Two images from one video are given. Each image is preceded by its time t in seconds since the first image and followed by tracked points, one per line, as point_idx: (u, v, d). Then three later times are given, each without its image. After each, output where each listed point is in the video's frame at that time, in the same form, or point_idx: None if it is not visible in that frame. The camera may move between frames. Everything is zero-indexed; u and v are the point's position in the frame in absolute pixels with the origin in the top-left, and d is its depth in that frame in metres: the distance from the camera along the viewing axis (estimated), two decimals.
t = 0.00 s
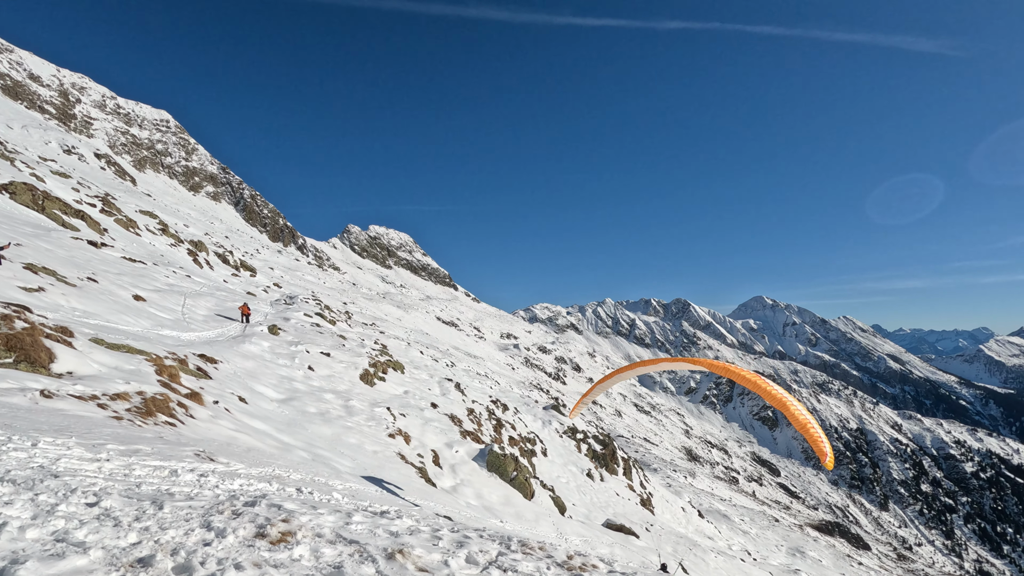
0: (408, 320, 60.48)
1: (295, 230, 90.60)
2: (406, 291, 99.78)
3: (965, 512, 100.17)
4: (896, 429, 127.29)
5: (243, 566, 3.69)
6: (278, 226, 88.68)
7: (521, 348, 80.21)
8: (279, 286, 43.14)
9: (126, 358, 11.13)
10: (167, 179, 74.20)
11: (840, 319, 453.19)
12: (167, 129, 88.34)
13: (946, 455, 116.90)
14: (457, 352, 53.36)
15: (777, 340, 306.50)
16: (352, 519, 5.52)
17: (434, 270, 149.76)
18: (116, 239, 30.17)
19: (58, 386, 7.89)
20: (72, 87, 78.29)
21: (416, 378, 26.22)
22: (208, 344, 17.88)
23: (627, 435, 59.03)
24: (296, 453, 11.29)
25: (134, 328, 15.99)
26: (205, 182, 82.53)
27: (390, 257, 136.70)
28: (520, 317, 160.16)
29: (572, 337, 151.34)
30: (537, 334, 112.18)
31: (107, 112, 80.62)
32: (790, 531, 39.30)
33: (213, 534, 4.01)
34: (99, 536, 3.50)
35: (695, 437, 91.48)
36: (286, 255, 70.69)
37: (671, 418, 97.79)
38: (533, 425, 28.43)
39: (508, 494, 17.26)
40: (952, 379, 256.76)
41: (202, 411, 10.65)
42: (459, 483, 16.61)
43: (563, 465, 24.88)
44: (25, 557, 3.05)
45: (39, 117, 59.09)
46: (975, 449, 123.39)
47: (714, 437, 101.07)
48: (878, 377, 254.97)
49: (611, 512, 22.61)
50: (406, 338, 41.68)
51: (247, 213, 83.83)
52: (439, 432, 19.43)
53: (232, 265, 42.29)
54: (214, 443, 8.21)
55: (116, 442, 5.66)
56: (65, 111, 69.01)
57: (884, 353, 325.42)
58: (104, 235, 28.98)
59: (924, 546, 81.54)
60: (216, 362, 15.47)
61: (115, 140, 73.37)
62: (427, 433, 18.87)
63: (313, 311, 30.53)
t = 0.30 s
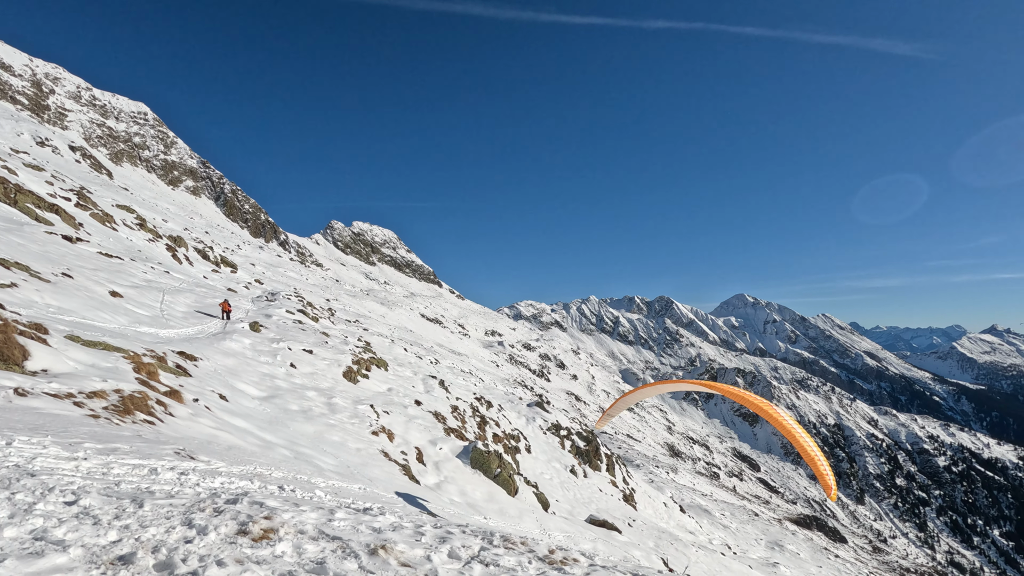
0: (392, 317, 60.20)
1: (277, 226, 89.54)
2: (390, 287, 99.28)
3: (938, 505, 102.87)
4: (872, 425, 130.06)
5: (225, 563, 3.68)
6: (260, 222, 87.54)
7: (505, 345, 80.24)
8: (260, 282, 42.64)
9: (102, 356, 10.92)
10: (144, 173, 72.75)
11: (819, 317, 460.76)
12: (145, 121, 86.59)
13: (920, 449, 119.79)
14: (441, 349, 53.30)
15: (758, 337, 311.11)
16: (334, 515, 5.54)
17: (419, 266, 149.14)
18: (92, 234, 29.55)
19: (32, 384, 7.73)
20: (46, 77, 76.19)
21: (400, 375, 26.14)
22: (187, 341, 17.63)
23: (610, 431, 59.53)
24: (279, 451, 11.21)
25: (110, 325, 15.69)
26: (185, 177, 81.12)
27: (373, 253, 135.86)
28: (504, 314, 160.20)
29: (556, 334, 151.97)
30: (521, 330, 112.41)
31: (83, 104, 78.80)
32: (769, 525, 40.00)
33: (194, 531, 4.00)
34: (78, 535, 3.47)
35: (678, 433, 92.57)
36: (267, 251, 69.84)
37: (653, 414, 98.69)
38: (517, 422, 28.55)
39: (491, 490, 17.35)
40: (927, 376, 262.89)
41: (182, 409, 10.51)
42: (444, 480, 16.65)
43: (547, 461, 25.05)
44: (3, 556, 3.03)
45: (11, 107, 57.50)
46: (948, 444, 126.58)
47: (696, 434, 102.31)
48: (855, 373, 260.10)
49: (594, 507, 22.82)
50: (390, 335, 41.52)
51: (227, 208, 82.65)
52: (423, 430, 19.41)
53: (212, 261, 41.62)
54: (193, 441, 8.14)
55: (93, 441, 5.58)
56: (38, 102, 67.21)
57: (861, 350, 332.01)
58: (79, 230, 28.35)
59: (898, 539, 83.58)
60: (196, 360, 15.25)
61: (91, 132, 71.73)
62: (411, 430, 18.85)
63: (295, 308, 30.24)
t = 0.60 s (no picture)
0: (380, 309, 60.00)
1: (263, 216, 88.53)
2: (378, 279, 98.83)
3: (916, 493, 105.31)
4: (854, 415, 132.49)
5: (216, 553, 3.71)
6: (245, 213, 86.48)
7: (493, 337, 80.34)
8: (245, 274, 42.22)
9: (85, 348, 10.80)
10: (125, 161, 71.43)
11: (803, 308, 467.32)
12: (125, 109, 84.89)
13: (900, 439, 122.24)
14: (429, 341, 53.25)
15: (743, 329, 314.64)
16: (323, 507, 5.57)
17: (406, 258, 148.42)
18: (73, 224, 29.04)
19: (14, 377, 7.65)
20: (22, 62, 74.18)
21: (388, 367, 26.11)
22: (172, 333, 17.47)
23: (597, 422, 60.07)
24: (266, 443, 11.19)
25: (93, 317, 15.50)
26: (167, 166, 79.80)
27: (360, 244, 134.90)
28: (492, 306, 160.23)
29: (544, 326, 152.51)
30: (509, 322, 112.56)
31: (62, 91, 77.05)
32: (752, 513, 40.73)
33: (186, 524, 4.01)
34: (67, 528, 3.47)
35: (664, 423, 93.63)
36: (253, 242, 69.06)
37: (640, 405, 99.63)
38: (505, 413, 28.71)
39: (479, 481, 17.49)
40: (907, 367, 267.99)
41: (167, 402, 10.46)
42: (432, 471, 16.74)
43: (534, 452, 25.26)
44: None
45: None
46: (926, 433, 129.37)
47: (681, 424, 103.54)
48: (837, 365, 264.29)
49: (581, 497, 23.09)
50: (377, 327, 41.41)
51: (211, 198, 81.56)
52: (411, 421, 19.45)
53: (196, 252, 41.08)
54: (178, 433, 8.13)
55: (78, 433, 5.55)
56: (14, 87, 65.46)
57: (844, 342, 337.33)
58: (59, 219, 27.83)
59: (877, 526, 85.52)
60: (181, 352, 15.12)
61: (70, 120, 70.19)
62: (399, 421, 18.89)
63: (281, 299, 30.01)
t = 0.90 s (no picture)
0: (375, 295, 59.98)
1: (256, 201, 87.89)
2: (373, 265, 98.64)
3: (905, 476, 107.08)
4: (845, 400, 134.05)
5: (222, 535, 3.79)
6: (238, 197, 85.81)
7: (488, 322, 80.44)
8: (239, 259, 42.03)
9: (81, 334, 10.80)
10: (116, 145, 70.54)
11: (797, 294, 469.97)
12: (115, 92, 83.66)
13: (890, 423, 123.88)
14: (425, 327, 53.32)
15: (737, 315, 316.34)
16: (323, 490, 5.65)
17: (402, 243, 148.06)
18: (64, 208, 28.76)
19: (11, 363, 7.67)
20: (9, 43, 72.69)
21: (384, 353, 26.20)
22: (168, 319, 17.44)
23: (592, 407, 60.53)
24: (263, 429, 11.26)
25: (88, 302, 15.46)
26: (159, 150, 78.92)
27: (355, 230, 134.27)
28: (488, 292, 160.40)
29: (539, 311, 152.97)
30: (504, 308, 112.77)
31: (50, 73, 75.82)
32: (743, 496, 41.39)
33: (191, 507, 4.09)
34: (76, 511, 3.54)
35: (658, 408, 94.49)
36: (247, 227, 68.63)
37: (634, 390, 100.48)
38: (500, 398, 28.91)
39: (475, 465, 17.69)
40: (899, 353, 270.70)
41: (164, 387, 10.51)
42: (428, 455, 16.90)
43: (530, 437, 25.50)
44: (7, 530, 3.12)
45: None
46: (916, 418, 131.13)
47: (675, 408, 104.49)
48: (830, 350, 266.71)
49: (576, 481, 23.38)
50: (373, 312, 41.41)
51: (204, 182, 80.82)
52: (407, 407, 19.59)
53: (189, 237, 40.84)
54: (177, 419, 8.20)
55: (78, 419, 5.60)
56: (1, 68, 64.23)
57: (837, 328, 339.92)
58: (50, 204, 27.56)
59: (866, 508, 87.01)
60: (176, 338, 15.12)
61: (58, 102, 69.10)
62: (395, 407, 19.03)
63: (276, 285, 29.94)
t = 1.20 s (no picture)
0: (380, 279, 60.14)
1: (261, 185, 87.88)
2: (378, 249, 98.74)
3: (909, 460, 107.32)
4: (851, 385, 134.01)
5: (245, 507, 3.91)
6: (243, 182, 85.78)
7: (493, 307, 80.66)
8: (246, 243, 42.18)
9: (94, 317, 10.95)
10: (121, 129, 70.47)
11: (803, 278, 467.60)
12: (119, 75, 83.36)
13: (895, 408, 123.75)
14: (430, 311, 53.53)
15: (743, 300, 315.25)
16: (337, 467, 5.76)
17: (407, 228, 148.08)
18: (72, 193, 28.88)
19: (28, 345, 7.82)
20: (11, 26, 72.37)
21: (390, 337, 26.37)
22: (177, 303, 17.61)
23: (596, 391, 60.75)
24: (273, 410, 11.41)
25: (98, 286, 15.61)
26: (164, 134, 78.82)
27: (360, 214, 134.17)
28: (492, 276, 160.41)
29: (544, 296, 153.08)
30: (509, 292, 112.87)
31: (54, 56, 75.59)
32: (747, 479, 41.66)
33: (213, 480, 4.21)
34: (106, 482, 3.66)
35: (662, 392, 94.82)
36: (253, 211, 68.75)
37: (639, 375, 100.81)
38: (506, 382, 29.08)
39: (481, 447, 17.89)
40: (905, 337, 269.59)
41: (176, 370, 10.67)
42: (435, 438, 17.10)
43: (535, 420, 25.71)
44: (42, 500, 3.23)
45: None
46: (921, 403, 131.01)
47: (680, 393, 104.84)
48: (836, 335, 266.07)
49: (581, 464, 23.63)
50: (379, 297, 41.55)
51: (209, 167, 80.79)
52: (414, 390, 19.79)
53: (196, 222, 40.94)
54: (189, 400, 8.33)
55: (95, 398, 5.72)
56: (5, 52, 64.03)
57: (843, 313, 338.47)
58: (58, 188, 27.69)
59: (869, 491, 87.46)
60: (186, 322, 15.27)
61: (63, 86, 68.97)
62: (402, 390, 19.21)
63: (283, 269, 30.10)
